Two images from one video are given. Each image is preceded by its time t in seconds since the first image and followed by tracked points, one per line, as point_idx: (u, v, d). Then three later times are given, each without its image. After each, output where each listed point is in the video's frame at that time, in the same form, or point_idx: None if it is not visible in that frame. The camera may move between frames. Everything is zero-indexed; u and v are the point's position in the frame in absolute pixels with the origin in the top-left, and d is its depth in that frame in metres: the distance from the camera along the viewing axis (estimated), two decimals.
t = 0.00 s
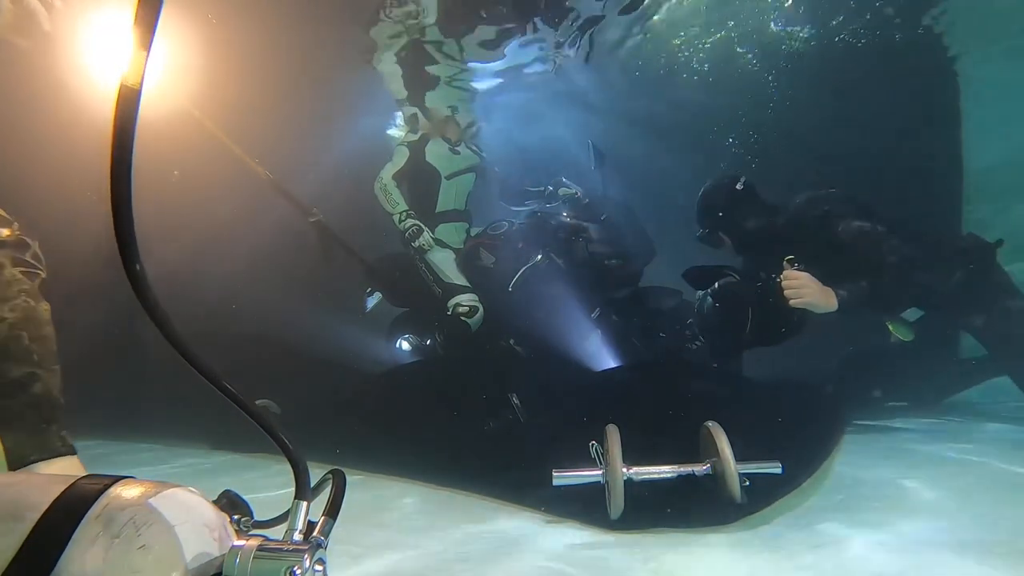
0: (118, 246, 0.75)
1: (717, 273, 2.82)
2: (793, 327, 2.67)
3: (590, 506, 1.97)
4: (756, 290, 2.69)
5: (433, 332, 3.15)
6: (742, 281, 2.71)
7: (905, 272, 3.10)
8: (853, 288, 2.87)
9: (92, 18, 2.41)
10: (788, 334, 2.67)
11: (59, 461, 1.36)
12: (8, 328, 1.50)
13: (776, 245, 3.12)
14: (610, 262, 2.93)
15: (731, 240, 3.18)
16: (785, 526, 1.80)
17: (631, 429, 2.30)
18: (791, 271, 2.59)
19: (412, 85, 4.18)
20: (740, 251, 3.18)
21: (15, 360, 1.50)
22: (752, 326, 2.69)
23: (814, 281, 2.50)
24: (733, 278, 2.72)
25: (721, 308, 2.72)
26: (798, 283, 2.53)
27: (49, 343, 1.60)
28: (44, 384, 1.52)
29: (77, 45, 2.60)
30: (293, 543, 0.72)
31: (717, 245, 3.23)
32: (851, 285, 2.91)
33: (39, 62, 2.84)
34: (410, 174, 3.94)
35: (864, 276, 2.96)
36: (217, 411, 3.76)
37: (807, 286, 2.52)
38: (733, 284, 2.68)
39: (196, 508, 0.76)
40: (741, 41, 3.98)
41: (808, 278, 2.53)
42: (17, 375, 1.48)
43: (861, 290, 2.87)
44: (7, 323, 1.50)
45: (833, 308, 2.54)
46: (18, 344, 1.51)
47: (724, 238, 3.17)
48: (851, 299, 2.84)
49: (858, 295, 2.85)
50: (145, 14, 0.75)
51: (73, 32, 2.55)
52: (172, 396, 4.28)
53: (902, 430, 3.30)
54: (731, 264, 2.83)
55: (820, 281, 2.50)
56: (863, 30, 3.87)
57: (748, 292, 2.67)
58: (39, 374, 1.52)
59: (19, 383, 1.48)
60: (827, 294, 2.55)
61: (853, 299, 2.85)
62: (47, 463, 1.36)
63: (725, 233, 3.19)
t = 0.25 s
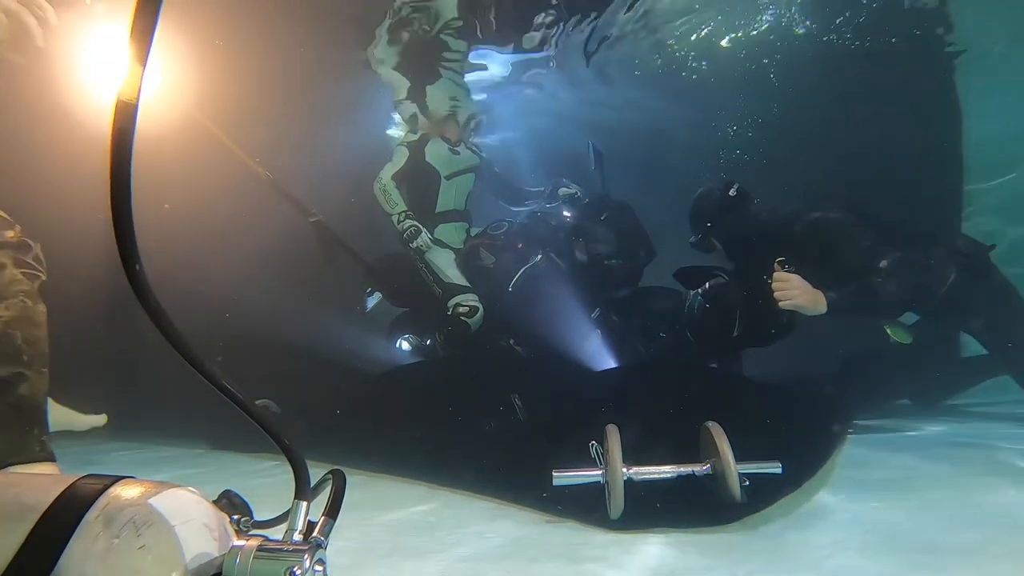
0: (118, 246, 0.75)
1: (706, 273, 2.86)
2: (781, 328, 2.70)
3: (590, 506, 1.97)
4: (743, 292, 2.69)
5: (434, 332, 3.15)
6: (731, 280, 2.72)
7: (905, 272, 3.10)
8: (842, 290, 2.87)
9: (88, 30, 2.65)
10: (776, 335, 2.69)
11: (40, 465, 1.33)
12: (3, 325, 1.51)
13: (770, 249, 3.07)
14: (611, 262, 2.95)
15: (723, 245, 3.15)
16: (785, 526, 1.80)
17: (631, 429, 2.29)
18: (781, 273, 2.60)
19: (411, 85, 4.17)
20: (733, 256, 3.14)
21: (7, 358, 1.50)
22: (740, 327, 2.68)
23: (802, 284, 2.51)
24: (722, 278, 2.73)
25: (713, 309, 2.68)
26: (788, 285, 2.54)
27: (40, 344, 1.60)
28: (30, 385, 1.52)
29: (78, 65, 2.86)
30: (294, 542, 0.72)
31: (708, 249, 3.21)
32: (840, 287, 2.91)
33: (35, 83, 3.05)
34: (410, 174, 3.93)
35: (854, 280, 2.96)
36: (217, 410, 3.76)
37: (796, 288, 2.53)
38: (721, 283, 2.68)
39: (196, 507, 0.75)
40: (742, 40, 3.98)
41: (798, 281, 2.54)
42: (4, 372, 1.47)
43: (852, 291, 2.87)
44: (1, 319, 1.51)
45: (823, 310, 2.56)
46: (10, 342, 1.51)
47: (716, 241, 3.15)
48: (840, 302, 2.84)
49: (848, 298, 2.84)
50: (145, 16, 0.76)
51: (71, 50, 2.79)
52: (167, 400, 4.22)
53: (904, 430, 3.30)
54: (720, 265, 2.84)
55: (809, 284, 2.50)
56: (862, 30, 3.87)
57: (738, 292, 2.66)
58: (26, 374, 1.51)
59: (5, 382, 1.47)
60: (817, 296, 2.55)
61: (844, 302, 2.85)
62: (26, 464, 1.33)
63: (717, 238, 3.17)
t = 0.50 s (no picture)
0: (118, 245, 0.75)
1: (698, 275, 2.79)
2: (770, 332, 2.74)
3: (590, 505, 1.97)
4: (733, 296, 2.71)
5: (434, 332, 3.07)
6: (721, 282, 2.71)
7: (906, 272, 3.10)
8: (833, 293, 2.85)
9: (88, 47, 2.74)
10: (765, 338, 2.74)
11: None
12: None
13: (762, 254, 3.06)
14: (612, 263, 2.95)
15: (718, 250, 3.06)
16: (786, 526, 1.80)
17: (632, 430, 2.29)
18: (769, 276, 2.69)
19: (411, 85, 4.18)
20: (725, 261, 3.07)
21: None
22: (729, 327, 2.69)
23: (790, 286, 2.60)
24: (712, 280, 2.72)
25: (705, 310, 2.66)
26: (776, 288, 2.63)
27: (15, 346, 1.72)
28: None
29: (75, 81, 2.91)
30: (294, 542, 0.73)
31: (703, 254, 3.12)
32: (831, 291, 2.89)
33: (36, 93, 3.14)
34: (409, 174, 3.93)
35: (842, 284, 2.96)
36: (217, 410, 3.76)
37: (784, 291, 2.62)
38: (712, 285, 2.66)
39: (195, 507, 0.76)
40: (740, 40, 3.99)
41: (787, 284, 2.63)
42: None
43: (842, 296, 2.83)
44: None
45: (813, 313, 2.63)
46: None
47: (712, 247, 3.04)
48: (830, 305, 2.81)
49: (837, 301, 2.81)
50: (144, 19, 0.77)
51: (67, 66, 2.83)
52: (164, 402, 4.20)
53: (903, 430, 3.30)
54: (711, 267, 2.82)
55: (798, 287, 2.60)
56: (861, 30, 3.88)
57: (728, 294, 2.66)
58: None
59: None
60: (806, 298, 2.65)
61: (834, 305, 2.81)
62: None
63: (712, 242, 3.06)
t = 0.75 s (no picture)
0: (119, 248, 0.75)
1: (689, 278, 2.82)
2: (761, 335, 2.75)
3: (589, 505, 1.97)
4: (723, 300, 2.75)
5: (434, 332, 3.10)
6: (712, 286, 2.72)
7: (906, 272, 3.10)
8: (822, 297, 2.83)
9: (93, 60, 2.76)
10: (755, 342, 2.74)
11: None
12: None
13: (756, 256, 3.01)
14: (610, 262, 3.00)
15: (714, 251, 3.01)
16: (786, 526, 1.79)
17: (632, 430, 2.29)
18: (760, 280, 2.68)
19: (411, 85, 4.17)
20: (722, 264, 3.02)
21: None
22: (717, 332, 2.72)
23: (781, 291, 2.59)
24: (702, 283, 2.73)
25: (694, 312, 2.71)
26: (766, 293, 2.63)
27: None
28: None
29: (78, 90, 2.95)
30: (294, 542, 0.72)
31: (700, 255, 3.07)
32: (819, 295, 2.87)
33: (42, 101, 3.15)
34: (410, 174, 3.94)
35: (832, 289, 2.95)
36: (218, 411, 3.77)
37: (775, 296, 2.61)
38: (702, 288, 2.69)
39: (195, 508, 0.75)
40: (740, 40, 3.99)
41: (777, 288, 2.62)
42: None
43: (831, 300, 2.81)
44: None
45: (803, 316, 2.64)
46: None
47: (708, 249, 3.00)
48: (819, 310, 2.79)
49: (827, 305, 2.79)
50: (144, 19, 0.76)
51: (71, 78, 2.87)
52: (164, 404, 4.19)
53: (904, 431, 3.30)
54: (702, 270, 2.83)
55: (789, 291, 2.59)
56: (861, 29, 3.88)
57: (716, 299, 2.71)
58: None
59: None
60: (796, 302, 2.66)
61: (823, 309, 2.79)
62: None
63: (709, 245, 3.02)
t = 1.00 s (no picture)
0: (120, 249, 0.75)
1: (681, 280, 2.90)
2: (751, 338, 2.76)
3: (589, 505, 1.97)
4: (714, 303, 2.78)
5: (434, 332, 3.13)
6: (702, 288, 2.78)
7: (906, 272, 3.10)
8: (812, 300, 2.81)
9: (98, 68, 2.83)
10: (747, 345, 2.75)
11: None
12: None
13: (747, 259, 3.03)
14: (610, 262, 2.97)
15: (710, 252, 3.07)
16: (787, 527, 1.79)
17: (632, 429, 2.29)
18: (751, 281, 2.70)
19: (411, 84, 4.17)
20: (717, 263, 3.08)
21: None
22: (708, 333, 2.72)
23: (773, 293, 2.59)
24: (693, 286, 2.79)
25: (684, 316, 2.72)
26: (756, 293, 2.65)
27: None
28: None
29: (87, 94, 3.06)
30: (294, 543, 0.73)
31: (696, 256, 3.13)
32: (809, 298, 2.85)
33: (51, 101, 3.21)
34: (410, 174, 3.93)
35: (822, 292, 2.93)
36: (218, 412, 3.78)
37: (766, 297, 2.62)
38: (692, 290, 2.72)
39: (195, 508, 0.75)
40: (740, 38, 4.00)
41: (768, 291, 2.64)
42: None
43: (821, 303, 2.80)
44: None
45: (792, 321, 2.64)
46: None
47: (705, 249, 3.05)
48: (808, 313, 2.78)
49: (817, 308, 2.78)
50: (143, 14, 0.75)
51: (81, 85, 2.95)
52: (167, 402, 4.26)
53: (904, 431, 3.30)
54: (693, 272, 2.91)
55: (779, 294, 2.60)
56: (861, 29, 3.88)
57: (708, 301, 2.74)
58: None
59: None
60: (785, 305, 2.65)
61: (812, 312, 2.77)
62: None
63: (706, 246, 3.07)
